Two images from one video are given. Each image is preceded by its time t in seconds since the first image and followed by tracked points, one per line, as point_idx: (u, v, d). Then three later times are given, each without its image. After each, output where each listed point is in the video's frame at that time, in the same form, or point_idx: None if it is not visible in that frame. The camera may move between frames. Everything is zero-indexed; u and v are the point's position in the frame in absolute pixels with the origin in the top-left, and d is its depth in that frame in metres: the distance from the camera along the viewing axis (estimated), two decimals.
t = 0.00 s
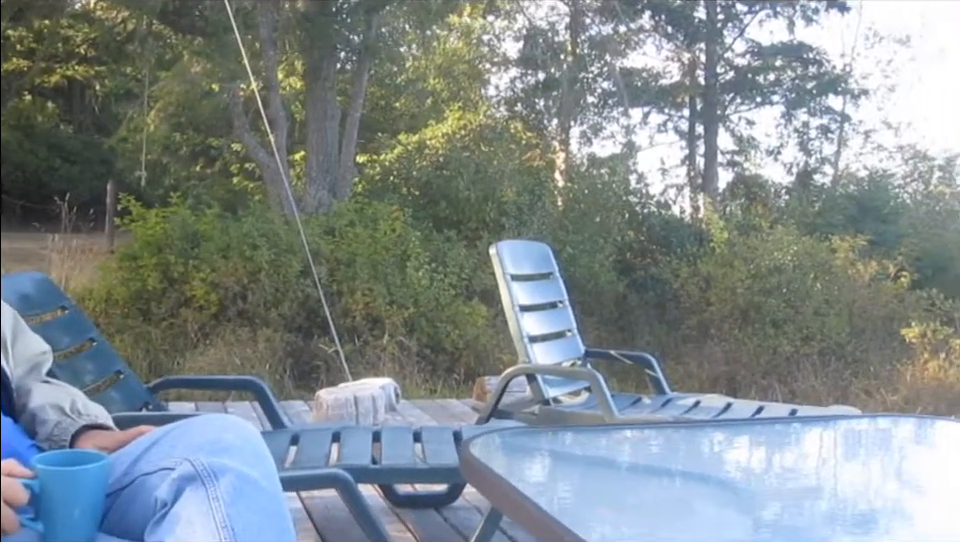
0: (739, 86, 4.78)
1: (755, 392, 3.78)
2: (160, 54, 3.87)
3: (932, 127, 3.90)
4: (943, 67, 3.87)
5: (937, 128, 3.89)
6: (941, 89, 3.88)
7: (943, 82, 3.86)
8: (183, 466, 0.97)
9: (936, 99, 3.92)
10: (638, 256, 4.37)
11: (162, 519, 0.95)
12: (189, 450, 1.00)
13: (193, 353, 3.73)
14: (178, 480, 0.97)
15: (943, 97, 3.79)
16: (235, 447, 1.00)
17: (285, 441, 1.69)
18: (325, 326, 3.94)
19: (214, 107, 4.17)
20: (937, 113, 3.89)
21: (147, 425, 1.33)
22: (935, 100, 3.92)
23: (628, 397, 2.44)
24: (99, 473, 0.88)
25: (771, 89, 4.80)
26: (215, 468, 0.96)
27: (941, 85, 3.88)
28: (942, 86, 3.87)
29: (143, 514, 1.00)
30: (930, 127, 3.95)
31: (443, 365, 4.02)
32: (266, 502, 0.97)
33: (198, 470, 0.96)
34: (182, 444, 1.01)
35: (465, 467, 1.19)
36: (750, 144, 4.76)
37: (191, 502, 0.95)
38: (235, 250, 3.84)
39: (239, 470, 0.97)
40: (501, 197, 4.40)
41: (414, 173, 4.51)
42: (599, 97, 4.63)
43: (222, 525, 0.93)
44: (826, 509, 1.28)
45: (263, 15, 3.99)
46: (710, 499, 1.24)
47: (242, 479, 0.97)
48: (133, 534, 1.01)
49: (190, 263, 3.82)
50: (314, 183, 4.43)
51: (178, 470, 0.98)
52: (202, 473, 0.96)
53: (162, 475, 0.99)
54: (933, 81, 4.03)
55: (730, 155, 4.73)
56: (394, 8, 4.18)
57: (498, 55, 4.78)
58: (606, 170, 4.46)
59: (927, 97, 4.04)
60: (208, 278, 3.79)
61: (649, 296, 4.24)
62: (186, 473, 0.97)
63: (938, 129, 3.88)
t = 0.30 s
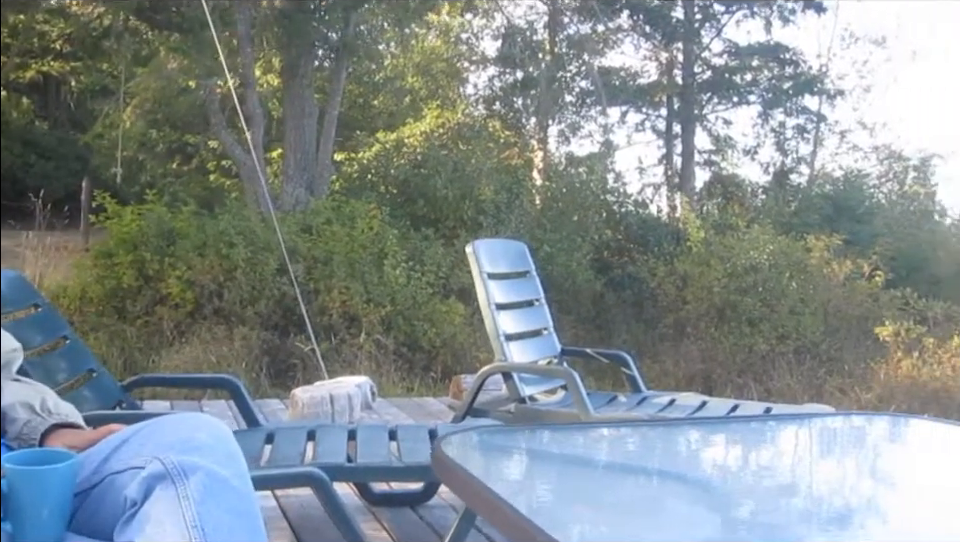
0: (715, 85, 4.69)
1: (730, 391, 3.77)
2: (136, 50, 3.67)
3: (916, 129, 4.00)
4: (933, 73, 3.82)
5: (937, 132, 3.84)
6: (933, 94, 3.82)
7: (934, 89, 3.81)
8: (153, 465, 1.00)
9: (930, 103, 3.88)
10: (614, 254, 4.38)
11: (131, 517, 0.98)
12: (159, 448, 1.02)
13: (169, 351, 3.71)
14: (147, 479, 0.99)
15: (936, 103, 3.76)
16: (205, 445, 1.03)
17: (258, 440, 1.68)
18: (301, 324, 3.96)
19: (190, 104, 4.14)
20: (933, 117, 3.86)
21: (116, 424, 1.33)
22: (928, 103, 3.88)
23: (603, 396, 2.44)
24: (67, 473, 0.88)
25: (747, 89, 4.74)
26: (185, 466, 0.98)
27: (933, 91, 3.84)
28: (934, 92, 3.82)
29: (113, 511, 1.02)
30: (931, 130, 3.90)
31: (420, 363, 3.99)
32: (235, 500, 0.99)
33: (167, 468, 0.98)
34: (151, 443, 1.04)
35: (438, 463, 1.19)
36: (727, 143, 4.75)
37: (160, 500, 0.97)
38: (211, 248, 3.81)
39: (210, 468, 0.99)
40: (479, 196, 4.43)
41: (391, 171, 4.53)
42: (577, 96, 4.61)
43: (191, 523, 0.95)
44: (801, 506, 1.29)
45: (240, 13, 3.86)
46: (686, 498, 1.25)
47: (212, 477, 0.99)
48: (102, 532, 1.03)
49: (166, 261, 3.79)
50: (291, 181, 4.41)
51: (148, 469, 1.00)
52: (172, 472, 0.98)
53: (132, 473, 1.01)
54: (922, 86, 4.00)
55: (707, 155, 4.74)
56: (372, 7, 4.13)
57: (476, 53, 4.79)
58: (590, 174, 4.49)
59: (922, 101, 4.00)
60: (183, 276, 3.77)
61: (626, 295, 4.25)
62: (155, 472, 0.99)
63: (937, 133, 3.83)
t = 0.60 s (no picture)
0: (685, 81, 4.67)
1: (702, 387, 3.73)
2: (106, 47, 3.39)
3: (881, 124, 3.59)
4: (899, 58, 3.41)
5: (898, 128, 3.44)
6: (900, 83, 3.39)
7: (901, 77, 3.38)
8: (120, 463, 1.08)
9: (894, 92, 3.44)
10: (587, 250, 4.52)
11: (99, 515, 1.06)
12: (125, 447, 1.11)
13: (138, 349, 3.55)
14: (113, 477, 1.07)
15: (905, 92, 3.34)
16: (170, 444, 1.13)
17: (219, 459, 1.74)
18: (274, 321, 3.92)
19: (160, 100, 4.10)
20: (895, 109, 3.42)
21: (78, 424, 1.31)
22: (892, 93, 3.46)
23: (575, 391, 2.54)
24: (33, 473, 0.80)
25: (718, 84, 4.71)
26: (152, 465, 1.08)
27: (896, 78, 3.43)
28: (900, 78, 3.39)
29: (74, 509, 1.09)
30: (888, 128, 3.52)
31: (393, 359, 3.95)
32: (200, 498, 1.08)
33: (134, 466, 1.07)
34: (115, 441, 1.12)
35: (414, 469, 1.26)
36: (698, 138, 4.74)
37: (126, 498, 1.05)
38: (182, 245, 3.79)
39: (175, 467, 1.09)
40: (451, 192, 4.80)
41: (366, 166, 4.69)
42: (550, 92, 4.79)
43: (157, 522, 1.03)
44: (774, 499, 1.36)
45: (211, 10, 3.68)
46: (662, 497, 1.32)
47: (178, 474, 1.08)
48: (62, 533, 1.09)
49: (136, 259, 3.72)
50: (262, 177, 4.45)
51: (114, 468, 1.08)
52: (140, 471, 1.07)
53: (96, 472, 1.09)
54: (884, 72, 3.56)
55: (679, 150, 4.79)
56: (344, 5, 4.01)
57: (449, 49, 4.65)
58: (566, 174, 4.74)
59: (882, 91, 3.57)
60: (154, 274, 3.73)
61: (598, 292, 4.31)
62: (122, 469, 1.07)
63: (901, 128, 3.42)
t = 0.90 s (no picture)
0: (659, 77, 4.52)
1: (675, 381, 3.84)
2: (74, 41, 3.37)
3: (857, 117, 3.63)
4: (883, 54, 3.44)
5: (876, 123, 3.47)
6: (884, 78, 3.43)
7: (885, 71, 3.41)
8: (85, 463, 1.07)
9: (878, 87, 3.48)
10: (560, 246, 4.44)
11: (63, 515, 1.03)
12: (91, 447, 1.11)
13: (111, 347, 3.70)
14: (79, 477, 1.06)
15: (890, 86, 3.38)
16: (136, 443, 1.13)
17: (190, 458, 1.75)
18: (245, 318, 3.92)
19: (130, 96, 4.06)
20: (877, 104, 3.46)
21: (45, 423, 1.23)
22: (876, 87, 3.50)
23: (548, 387, 2.58)
24: None
25: (692, 80, 4.56)
26: (119, 464, 1.07)
27: (880, 72, 3.46)
28: (884, 72, 3.42)
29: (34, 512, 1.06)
30: (865, 122, 3.56)
31: (366, 355, 3.93)
32: (166, 495, 1.08)
33: (101, 464, 1.06)
34: (80, 443, 1.12)
35: (386, 471, 1.28)
36: (671, 135, 4.56)
37: (92, 499, 1.04)
38: (154, 242, 3.89)
39: (140, 465, 1.08)
40: (425, 188, 4.61)
41: (337, 163, 4.55)
42: (523, 89, 4.69)
43: (124, 520, 1.02)
44: (746, 492, 1.38)
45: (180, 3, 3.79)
46: (636, 494, 1.34)
47: (146, 472, 1.08)
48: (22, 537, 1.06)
49: (107, 256, 3.87)
50: (234, 173, 4.33)
51: (80, 467, 1.07)
52: (106, 469, 1.06)
53: (61, 471, 1.08)
54: (864, 70, 3.59)
55: (652, 146, 4.63)
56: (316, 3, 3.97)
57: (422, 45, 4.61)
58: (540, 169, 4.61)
59: (863, 87, 3.60)
60: (125, 271, 3.83)
61: (572, 287, 4.32)
62: (87, 469, 1.06)
63: (879, 124, 3.45)
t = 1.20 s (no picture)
0: (638, 74, 4.60)
1: (654, 377, 3.82)
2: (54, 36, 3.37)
3: (836, 114, 3.70)
4: (866, 52, 3.46)
5: (859, 119, 3.50)
6: (866, 76, 3.45)
7: (867, 69, 3.43)
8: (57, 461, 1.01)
9: (859, 84, 3.51)
10: (541, 243, 4.41)
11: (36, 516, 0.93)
12: (62, 446, 1.05)
13: (89, 346, 3.72)
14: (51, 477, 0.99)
15: (871, 84, 3.41)
16: (109, 442, 1.09)
17: (168, 456, 1.75)
18: (225, 316, 3.90)
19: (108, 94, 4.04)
20: (860, 101, 3.49)
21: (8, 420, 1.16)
22: (858, 84, 3.52)
23: (528, 383, 2.61)
24: None
25: (670, 77, 4.63)
26: (92, 463, 1.02)
27: (862, 69, 3.48)
28: (866, 69, 3.45)
29: None
30: (843, 118, 3.65)
31: (346, 353, 3.92)
32: (140, 494, 1.04)
33: (73, 463, 1.01)
34: (51, 441, 1.06)
35: (368, 471, 1.29)
36: (651, 131, 4.60)
37: (65, 498, 0.98)
38: (132, 241, 3.84)
39: (114, 465, 1.04)
40: (405, 185, 4.57)
41: (317, 160, 4.54)
42: (502, 84, 4.74)
43: (98, 520, 0.97)
44: (726, 487, 1.39)
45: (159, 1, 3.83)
46: (618, 491, 1.34)
47: (119, 471, 1.03)
48: None
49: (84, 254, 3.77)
50: (212, 171, 4.30)
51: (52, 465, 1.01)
52: (79, 469, 1.00)
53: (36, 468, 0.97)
54: (847, 66, 3.61)
55: (631, 143, 4.62)
56: None
57: (402, 42, 4.67)
58: (520, 165, 4.58)
59: (845, 84, 3.62)
60: (103, 270, 3.77)
61: (552, 282, 4.28)
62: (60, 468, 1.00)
63: (862, 120, 3.48)
